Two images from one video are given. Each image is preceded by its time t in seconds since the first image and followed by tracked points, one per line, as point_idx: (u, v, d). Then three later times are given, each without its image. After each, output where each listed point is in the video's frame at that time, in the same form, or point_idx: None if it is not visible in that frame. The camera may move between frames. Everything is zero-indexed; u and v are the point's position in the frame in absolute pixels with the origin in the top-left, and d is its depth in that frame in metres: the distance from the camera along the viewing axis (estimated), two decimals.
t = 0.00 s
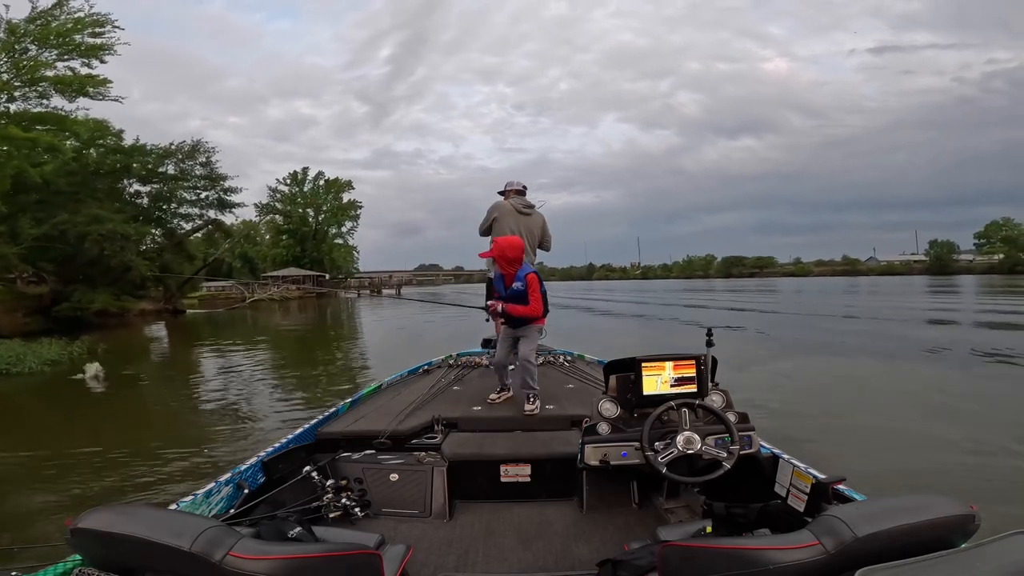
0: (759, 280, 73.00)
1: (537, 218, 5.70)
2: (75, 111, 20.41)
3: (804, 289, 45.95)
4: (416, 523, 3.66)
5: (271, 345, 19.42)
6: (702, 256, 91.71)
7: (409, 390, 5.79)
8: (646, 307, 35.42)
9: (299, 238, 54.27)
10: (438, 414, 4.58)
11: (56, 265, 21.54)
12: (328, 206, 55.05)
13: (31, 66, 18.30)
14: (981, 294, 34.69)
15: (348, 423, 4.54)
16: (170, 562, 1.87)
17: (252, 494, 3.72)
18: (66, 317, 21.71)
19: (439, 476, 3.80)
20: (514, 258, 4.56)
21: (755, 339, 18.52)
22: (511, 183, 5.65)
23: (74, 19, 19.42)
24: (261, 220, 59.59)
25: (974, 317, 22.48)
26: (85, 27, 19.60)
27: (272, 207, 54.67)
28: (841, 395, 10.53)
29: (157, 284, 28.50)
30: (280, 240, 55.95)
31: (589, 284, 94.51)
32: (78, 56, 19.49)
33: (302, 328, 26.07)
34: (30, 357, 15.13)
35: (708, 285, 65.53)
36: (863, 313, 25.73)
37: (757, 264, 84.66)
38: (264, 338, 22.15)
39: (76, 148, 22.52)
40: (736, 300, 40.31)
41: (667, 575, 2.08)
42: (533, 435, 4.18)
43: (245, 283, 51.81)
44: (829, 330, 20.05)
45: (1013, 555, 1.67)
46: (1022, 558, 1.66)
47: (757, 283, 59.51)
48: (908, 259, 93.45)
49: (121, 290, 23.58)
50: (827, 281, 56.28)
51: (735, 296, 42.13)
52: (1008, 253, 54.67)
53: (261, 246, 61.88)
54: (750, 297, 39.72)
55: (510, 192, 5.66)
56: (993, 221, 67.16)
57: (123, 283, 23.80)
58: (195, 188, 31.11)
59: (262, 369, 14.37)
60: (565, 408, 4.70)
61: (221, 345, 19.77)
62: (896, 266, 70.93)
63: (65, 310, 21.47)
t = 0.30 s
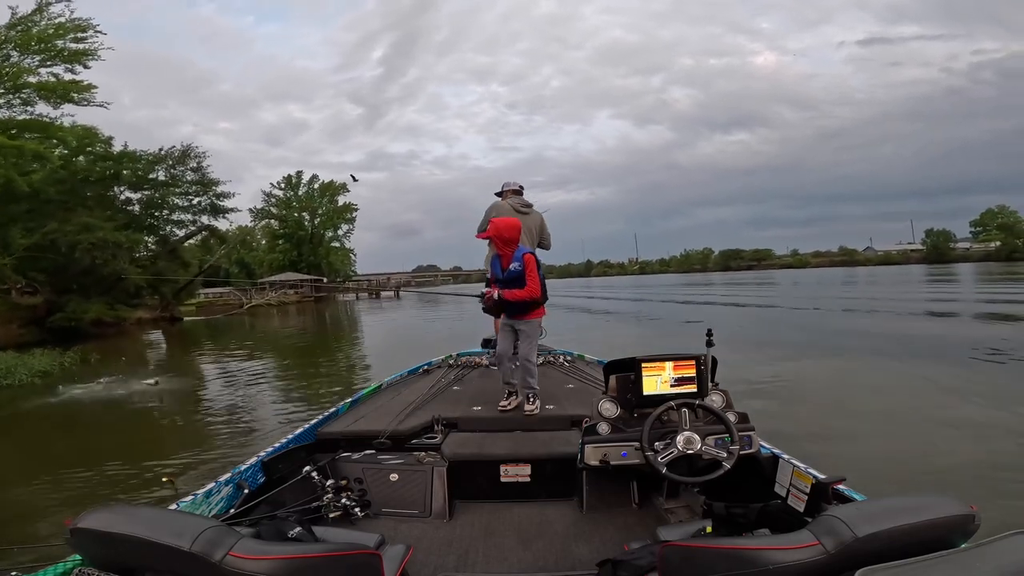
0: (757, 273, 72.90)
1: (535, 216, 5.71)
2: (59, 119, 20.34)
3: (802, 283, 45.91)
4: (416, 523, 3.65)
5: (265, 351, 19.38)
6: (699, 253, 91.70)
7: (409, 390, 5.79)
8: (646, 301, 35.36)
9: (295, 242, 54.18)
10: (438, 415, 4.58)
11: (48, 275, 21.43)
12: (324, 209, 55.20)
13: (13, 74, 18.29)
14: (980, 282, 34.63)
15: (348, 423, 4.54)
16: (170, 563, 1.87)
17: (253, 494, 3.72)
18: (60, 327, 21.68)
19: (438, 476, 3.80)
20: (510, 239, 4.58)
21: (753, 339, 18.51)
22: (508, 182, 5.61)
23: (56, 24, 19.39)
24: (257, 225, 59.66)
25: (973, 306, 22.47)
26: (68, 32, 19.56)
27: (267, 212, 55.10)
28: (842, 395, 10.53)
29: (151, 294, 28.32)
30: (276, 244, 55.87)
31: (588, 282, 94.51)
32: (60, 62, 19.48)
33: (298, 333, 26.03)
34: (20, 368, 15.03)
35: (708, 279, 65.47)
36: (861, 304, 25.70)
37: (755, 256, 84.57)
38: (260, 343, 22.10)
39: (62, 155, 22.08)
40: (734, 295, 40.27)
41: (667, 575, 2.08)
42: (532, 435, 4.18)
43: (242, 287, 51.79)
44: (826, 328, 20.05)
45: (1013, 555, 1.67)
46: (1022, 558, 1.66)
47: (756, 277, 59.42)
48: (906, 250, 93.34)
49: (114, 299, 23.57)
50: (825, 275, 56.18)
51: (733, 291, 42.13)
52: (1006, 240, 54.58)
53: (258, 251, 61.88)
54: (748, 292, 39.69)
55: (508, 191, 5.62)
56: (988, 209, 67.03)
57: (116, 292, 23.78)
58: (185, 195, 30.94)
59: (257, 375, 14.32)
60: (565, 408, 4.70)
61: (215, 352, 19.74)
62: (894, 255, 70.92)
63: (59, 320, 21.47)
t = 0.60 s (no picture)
0: (754, 269, 72.98)
1: (532, 215, 5.71)
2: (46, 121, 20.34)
3: (798, 278, 45.89)
4: (416, 523, 3.65)
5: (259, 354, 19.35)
6: (696, 252, 91.78)
7: (409, 390, 5.79)
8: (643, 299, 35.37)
9: (292, 243, 54.16)
10: (438, 415, 4.58)
11: (40, 279, 21.40)
12: (319, 210, 55.47)
13: None
14: (975, 276, 34.63)
15: (347, 423, 4.54)
16: (170, 563, 1.87)
17: (253, 494, 3.72)
18: (53, 332, 21.64)
19: (439, 476, 3.80)
20: (499, 232, 4.66)
21: (750, 339, 18.52)
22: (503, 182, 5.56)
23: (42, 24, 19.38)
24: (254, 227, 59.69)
25: (968, 300, 22.52)
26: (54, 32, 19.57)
27: (263, 213, 55.21)
28: (843, 395, 10.52)
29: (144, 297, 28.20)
30: (272, 246, 55.82)
31: (585, 280, 94.51)
32: (47, 63, 19.49)
33: (292, 335, 26.00)
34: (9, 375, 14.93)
35: (704, 276, 65.56)
36: (857, 300, 25.72)
37: (752, 253, 84.73)
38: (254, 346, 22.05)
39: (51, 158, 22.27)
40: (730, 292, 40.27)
41: None
42: (532, 435, 4.18)
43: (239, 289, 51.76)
44: (822, 327, 20.06)
45: (1013, 555, 1.67)
46: (1022, 558, 1.66)
47: (752, 275, 59.39)
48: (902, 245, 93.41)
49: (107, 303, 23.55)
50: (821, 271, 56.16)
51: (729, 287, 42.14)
52: (1002, 232, 54.58)
53: (254, 253, 61.91)
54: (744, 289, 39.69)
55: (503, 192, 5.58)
56: (982, 205, 67.10)
57: (109, 296, 23.77)
58: (178, 197, 30.91)
59: (250, 377, 14.28)
60: (565, 408, 4.70)
61: (209, 355, 19.70)
62: (890, 250, 71.05)
63: (51, 325, 21.44)
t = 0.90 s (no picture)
0: (752, 271, 72.86)
1: (533, 215, 5.80)
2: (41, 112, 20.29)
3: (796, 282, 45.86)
4: (416, 523, 3.65)
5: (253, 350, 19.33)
6: (695, 253, 91.75)
7: (409, 390, 5.79)
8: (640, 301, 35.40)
9: (290, 240, 54.14)
10: (438, 414, 4.59)
11: (33, 273, 21.31)
12: (318, 207, 55.32)
13: None
14: (972, 282, 34.66)
15: (347, 423, 4.54)
16: (170, 564, 1.87)
17: (252, 494, 3.72)
18: (45, 326, 21.53)
19: (439, 476, 3.80)
20: (504, 228, 4.69)
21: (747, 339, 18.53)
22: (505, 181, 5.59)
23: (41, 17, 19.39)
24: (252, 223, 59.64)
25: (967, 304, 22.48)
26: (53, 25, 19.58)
27: (261, 210, 55.16)
28: (841, 395, 10.51)
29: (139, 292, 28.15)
30: (270, 243, 55.82)
31: (583, 280, 94.49)
32: (45, 56, 19.47)
33: (288, 332, 25.95)
34: None
35: (702, 278, 65.48)
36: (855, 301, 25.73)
37: (750, 256, 84.57)
38: (248, 343, 21.98)
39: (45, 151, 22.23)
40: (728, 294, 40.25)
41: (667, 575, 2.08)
42: (532, 435, 4.18)
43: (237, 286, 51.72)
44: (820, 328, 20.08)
45: (1013, 555, 1.67)
46: (1022, 558, 1.66)
47: (749, 276, 59.34)
48: (899, 249, 93.79)
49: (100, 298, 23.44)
50: (819, 274, 56.14)
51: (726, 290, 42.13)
52: (1000, 239, 54.64)
53: (252, 250, 61.89)
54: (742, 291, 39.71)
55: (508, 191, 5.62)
56: (982, 211, 67.04)
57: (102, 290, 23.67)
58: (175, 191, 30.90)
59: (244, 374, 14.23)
60: (565, 408, 4.70)
61: (203, 352, 19.64)
62: (887, 255, 71.12)
63: (44, 319, 21.35)
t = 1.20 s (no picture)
0: (751, 275, 72.78)
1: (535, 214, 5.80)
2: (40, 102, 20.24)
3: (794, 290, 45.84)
4: (415, 523, 3.65)
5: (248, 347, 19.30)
6: (694, 255, 91.78)
7: (409, 390, 5.79)
8: (638, 305, 35.44)
9: (289, 238, 54.08)
10: (438, 414, 4.59)
11: (27, 265, 21.21)
12: (318, 204, 55.24)
13: None
14: (970, 292, 34.69)
15: (347, 423, 4.54)
16: (170, 564, 1.87)
17: (252, 494, 3.72)
18: (39, 319, 21.43)
19: (438, 476, 3.80)
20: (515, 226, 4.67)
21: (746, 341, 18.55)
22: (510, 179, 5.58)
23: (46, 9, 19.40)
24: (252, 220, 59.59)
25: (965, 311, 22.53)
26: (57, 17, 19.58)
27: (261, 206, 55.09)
28: (840, 398, 10.52)
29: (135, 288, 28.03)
30: (269, 239, 55.80)
31: (581, 279, 94.45)
32: (47, 48, 19.46)
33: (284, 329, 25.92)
34: None
35: (700, 283, 65.44)
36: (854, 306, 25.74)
37: (750, 263, 84.12)
38: (243, 339, 21.94)
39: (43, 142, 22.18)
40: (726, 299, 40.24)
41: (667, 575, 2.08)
42: (532, 436, 4.18)
43: (235, 282, 51.68)
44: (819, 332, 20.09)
45: (1013, 555, 1.67)
46: (1022, 558, 1.66)
47: (748, 280, 59.27)
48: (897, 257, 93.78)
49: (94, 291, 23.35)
50: (817, 280, 56.11)
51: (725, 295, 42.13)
52: (997, 250, 54.69)
53: (251, 246, 61.85)
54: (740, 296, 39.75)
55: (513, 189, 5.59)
56: (982, 220, 67.07)
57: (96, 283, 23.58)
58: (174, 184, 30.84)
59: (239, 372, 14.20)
60: (565, 408, 4.70)
61: (197, 347, 19.59)
62: (885, 264, 71.24)
63: (37, 312, 21.26)
